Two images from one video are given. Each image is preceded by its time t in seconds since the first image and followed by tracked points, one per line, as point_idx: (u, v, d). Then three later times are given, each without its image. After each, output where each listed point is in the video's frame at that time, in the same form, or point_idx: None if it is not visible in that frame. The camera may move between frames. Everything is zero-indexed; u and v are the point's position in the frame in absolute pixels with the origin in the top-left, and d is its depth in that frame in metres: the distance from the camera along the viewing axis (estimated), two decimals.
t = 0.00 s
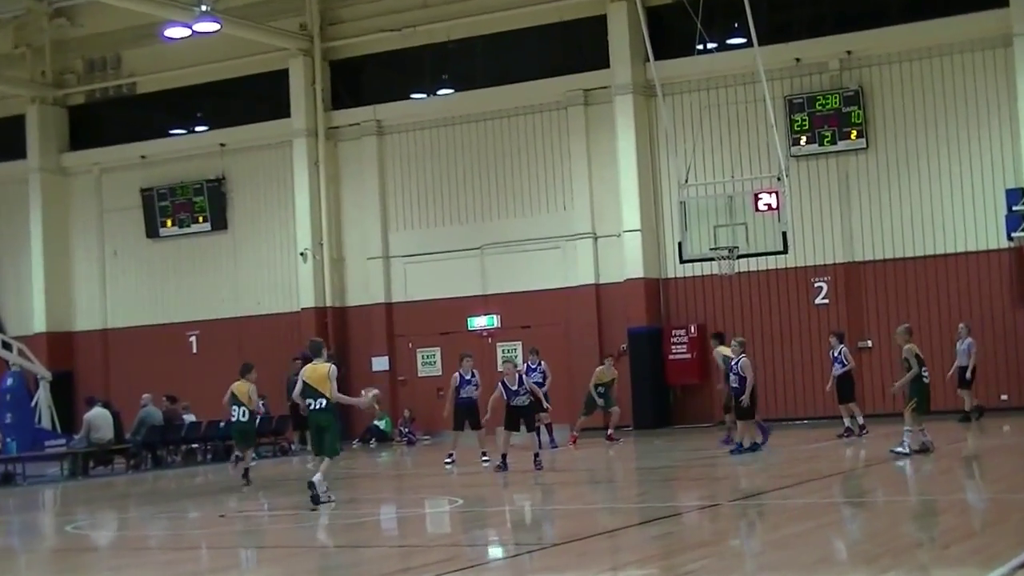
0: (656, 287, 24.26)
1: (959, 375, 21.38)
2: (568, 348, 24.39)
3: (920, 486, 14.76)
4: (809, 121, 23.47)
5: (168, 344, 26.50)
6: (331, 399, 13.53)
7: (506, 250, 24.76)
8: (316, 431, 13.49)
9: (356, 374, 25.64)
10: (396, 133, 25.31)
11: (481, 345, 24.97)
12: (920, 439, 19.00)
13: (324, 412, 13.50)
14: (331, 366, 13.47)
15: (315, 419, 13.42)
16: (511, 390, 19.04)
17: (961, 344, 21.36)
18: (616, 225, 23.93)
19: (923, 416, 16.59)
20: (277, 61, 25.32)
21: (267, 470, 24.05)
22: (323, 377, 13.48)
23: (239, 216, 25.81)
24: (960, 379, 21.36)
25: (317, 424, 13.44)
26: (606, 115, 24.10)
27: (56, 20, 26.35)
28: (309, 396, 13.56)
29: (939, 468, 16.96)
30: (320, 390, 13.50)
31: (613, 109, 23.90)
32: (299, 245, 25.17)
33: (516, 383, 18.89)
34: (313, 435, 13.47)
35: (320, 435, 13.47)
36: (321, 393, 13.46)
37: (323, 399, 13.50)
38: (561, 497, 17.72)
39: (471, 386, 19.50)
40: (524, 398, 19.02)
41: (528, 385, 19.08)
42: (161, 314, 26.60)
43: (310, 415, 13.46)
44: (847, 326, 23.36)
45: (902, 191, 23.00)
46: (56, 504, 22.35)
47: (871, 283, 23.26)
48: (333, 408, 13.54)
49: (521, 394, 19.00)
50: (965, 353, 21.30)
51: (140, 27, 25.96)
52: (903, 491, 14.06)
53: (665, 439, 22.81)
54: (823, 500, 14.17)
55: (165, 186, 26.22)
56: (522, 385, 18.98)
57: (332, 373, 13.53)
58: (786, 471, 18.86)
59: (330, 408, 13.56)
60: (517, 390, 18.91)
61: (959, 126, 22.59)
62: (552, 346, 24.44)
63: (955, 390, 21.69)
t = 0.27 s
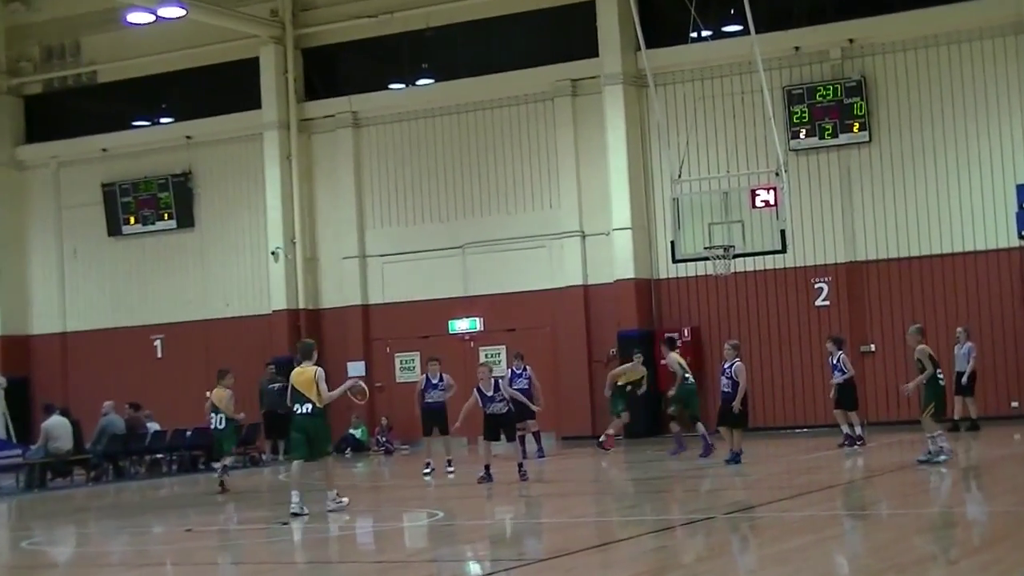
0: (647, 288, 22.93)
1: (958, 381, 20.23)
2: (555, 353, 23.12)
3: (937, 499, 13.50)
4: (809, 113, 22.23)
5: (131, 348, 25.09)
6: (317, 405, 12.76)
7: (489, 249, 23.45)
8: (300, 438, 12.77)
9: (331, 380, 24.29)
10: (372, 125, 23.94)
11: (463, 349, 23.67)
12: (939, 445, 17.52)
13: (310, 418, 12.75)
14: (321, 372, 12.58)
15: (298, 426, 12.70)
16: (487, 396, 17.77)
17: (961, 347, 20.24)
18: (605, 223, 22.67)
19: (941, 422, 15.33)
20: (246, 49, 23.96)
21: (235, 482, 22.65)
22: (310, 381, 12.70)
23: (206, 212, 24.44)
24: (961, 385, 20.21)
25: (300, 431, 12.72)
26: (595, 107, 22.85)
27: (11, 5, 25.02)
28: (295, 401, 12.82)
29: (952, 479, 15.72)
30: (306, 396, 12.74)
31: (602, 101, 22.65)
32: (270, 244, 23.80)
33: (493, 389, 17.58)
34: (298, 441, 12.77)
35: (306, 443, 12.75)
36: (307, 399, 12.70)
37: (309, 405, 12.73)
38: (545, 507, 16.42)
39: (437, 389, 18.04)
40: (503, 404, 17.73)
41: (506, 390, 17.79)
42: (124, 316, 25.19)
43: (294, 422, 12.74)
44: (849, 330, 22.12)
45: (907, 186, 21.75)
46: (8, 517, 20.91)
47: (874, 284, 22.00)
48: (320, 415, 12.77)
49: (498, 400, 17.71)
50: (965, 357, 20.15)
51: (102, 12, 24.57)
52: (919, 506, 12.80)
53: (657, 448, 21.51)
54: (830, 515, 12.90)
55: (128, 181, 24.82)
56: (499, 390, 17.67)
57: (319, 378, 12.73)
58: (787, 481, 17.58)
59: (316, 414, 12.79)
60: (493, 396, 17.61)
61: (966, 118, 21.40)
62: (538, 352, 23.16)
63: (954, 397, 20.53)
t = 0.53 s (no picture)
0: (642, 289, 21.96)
1: (959, 387, 19.13)
2: (546, 357, 22.14)
3: (953, 511, 12.56)
4: (811, 106, 21.29)
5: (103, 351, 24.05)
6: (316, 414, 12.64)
7: (477, 248, 22.48)
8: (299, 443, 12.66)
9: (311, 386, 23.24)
10: (356, 120, 22.96)
11: (450, 353, 22.64)
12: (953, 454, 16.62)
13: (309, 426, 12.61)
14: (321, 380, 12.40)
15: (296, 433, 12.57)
16: (473, 400, 16.68)
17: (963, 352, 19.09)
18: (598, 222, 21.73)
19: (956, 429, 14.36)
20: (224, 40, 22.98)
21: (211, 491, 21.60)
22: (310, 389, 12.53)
23: (181, 210, 23.44)
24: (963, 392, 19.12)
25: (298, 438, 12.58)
26: (587, 101, 21.93)
27: None
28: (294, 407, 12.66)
29: (965, 489, 14.77)
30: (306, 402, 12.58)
31: (595, 94, 21.72)
32: (248, 243, 22.81)
33: (479, 393, 16.49)
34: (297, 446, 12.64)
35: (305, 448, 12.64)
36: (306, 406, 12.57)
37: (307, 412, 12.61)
38: (533, 516, 15.45)
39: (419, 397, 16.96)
40: (489, 408, 16.63)
41: (493, 394, 16.71)
42: (95, 317, 24.14)
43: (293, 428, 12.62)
44: (853, 332, 21.16)
45: (913, 183, 20.82)
46: None
47: (879, 285, 21.05)
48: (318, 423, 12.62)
49: (484, 405, 16.60)
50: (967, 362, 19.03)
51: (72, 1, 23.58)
52: (935, 519, 11.84)
53: (655, 455, 20.52)
54: (841, 527, 11.96)
55: (100, 178, 23.81)
56: (486, 394, 16.58)
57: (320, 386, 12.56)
58: (789, 490, 16.63)
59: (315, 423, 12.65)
60: (480, 401, 16.53)
61: (975, 111, 20.47)
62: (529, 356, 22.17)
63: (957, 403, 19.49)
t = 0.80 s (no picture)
0: (629, 289, 20.87)
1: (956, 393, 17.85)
2: (527, 361, 21.04)
3: (966, 524, 11.52)
4: (806, 98, 20.25)
5: (61, 354, 22.84)
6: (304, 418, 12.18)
7: (456, 246, 21.39)
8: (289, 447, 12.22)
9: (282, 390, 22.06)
10: (328, 110, 21.81)
11: (427, 356, 21.52)
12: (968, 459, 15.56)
13: (296, 430, 12.16)
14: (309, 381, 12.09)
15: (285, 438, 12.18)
16: (462, 403, 15.41)
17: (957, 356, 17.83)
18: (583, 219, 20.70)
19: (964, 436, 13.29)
20: (189, 26, 21.85)
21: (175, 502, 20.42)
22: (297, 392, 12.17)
23: (144, 205, 22.28)
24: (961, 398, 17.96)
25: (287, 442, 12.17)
26: (571, 92, 20.89)
27: None
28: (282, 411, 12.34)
29: (974, 499, 13.75)
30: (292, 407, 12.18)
31: (580, 84, 20.68)
32: (215, 240, 21.69)
33: (469, 397, 15.17)
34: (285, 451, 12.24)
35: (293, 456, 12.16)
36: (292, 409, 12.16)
37: (293, 416, 12.18)
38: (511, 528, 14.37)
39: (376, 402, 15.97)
40: (479, 412, 15.33)
41: (484, 397, 15.40)
42: (53, 317, 22.92)
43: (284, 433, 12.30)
44: (850, 335, 20.12)
45: (914, 177, 19.81)
46: None
47: (877, 285, 20.01)
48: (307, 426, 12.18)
49: (474, 408, 15.32)
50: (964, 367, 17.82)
51: None
52: (949, 533, 10.79)
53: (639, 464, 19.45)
54: (849, 540, 10.97)
55: (58, 170, 22.61)
56: (477, 397, 15.25)
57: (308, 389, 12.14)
58: (785, 499, 15.58)
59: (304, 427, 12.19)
60: (469, 404, 15.23)
61: (979, 101, 19.48)
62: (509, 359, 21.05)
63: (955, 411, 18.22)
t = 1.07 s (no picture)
0: (619, 289, 19.66)
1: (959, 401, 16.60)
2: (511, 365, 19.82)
3: (990, 542, 10.35)
4: (806, 86, 19.07)
5: (15, 357, 21.56)
6: (297, 419, 11.93)
7: (435, 243, 20.15)
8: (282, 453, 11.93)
9: (250, 397, 20.78)
10: (299, 99, 20.57)
11: (404, 360, 20.27)
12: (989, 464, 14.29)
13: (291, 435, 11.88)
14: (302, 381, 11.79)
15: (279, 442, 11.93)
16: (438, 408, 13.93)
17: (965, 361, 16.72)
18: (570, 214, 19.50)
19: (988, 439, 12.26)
20: (151, 9, 20.63)
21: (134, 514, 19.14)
22: (289, 392, 11.87)
23: (103, 198, 21.02)
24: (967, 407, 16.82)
25: (280, 447, 11.90)
26: (556, 79, 19.70)
27: None
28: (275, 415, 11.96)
29: (993, 511, 12.57)
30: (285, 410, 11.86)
31: (566, 72, 19.50)
32: (179, 237, 20.47)
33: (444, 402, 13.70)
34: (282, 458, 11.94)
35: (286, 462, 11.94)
36: (285, 410, 11.89)
37: (287, 418, 11.90)
38: (488, 540, 13.22)
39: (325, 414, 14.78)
40: (456, 417, 13.82)
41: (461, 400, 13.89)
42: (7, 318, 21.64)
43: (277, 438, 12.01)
44: (852, 338, 18.95)
45: (921, 170, 18.64)
46: None
47: (881, 285, 18.84)
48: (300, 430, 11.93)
49: (451, 413, 13.80)
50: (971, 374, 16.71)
51: None
52: (978, 553, 9.64)
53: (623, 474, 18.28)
54: (864, 559, 9.81)
55: (12, 162, 21.34)
56: (452, 403, 13.75)
57: (299, 389, 11.88)
58: (786, 509, 14.42)
59: (297, 430, 11.96)
60: (445, 409, 13.77)
61: (989, 89, 18.34)
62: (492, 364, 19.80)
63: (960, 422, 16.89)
